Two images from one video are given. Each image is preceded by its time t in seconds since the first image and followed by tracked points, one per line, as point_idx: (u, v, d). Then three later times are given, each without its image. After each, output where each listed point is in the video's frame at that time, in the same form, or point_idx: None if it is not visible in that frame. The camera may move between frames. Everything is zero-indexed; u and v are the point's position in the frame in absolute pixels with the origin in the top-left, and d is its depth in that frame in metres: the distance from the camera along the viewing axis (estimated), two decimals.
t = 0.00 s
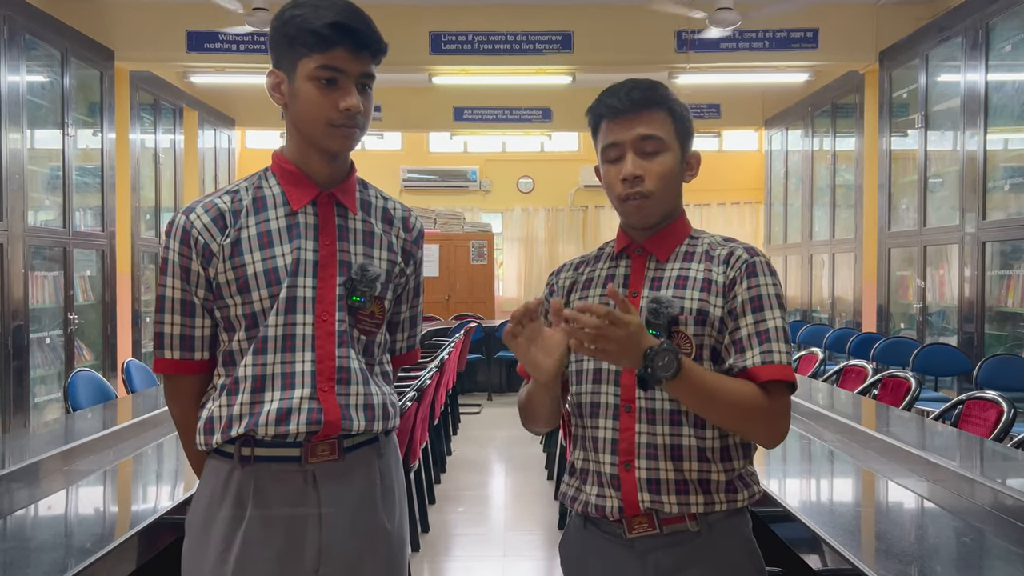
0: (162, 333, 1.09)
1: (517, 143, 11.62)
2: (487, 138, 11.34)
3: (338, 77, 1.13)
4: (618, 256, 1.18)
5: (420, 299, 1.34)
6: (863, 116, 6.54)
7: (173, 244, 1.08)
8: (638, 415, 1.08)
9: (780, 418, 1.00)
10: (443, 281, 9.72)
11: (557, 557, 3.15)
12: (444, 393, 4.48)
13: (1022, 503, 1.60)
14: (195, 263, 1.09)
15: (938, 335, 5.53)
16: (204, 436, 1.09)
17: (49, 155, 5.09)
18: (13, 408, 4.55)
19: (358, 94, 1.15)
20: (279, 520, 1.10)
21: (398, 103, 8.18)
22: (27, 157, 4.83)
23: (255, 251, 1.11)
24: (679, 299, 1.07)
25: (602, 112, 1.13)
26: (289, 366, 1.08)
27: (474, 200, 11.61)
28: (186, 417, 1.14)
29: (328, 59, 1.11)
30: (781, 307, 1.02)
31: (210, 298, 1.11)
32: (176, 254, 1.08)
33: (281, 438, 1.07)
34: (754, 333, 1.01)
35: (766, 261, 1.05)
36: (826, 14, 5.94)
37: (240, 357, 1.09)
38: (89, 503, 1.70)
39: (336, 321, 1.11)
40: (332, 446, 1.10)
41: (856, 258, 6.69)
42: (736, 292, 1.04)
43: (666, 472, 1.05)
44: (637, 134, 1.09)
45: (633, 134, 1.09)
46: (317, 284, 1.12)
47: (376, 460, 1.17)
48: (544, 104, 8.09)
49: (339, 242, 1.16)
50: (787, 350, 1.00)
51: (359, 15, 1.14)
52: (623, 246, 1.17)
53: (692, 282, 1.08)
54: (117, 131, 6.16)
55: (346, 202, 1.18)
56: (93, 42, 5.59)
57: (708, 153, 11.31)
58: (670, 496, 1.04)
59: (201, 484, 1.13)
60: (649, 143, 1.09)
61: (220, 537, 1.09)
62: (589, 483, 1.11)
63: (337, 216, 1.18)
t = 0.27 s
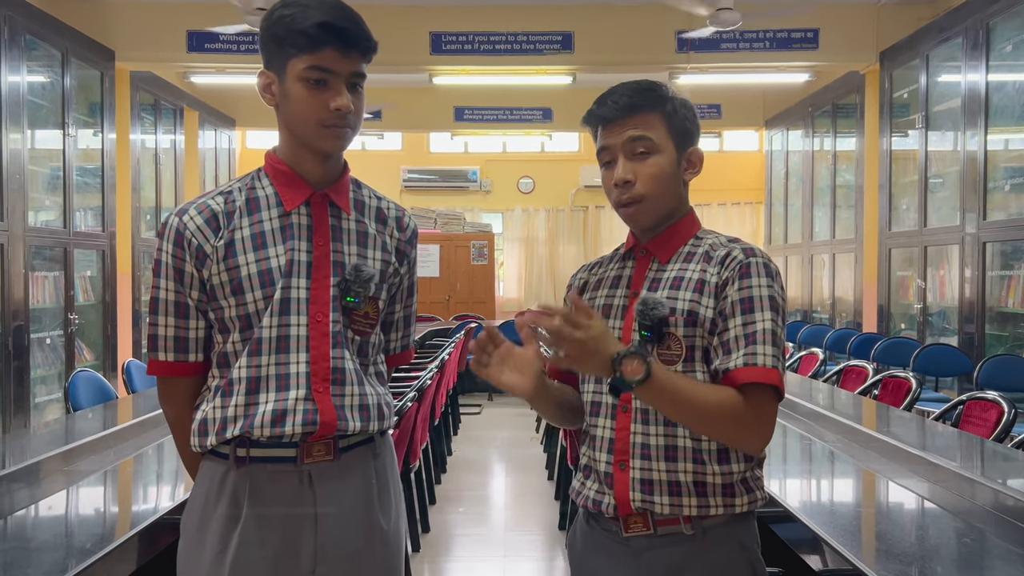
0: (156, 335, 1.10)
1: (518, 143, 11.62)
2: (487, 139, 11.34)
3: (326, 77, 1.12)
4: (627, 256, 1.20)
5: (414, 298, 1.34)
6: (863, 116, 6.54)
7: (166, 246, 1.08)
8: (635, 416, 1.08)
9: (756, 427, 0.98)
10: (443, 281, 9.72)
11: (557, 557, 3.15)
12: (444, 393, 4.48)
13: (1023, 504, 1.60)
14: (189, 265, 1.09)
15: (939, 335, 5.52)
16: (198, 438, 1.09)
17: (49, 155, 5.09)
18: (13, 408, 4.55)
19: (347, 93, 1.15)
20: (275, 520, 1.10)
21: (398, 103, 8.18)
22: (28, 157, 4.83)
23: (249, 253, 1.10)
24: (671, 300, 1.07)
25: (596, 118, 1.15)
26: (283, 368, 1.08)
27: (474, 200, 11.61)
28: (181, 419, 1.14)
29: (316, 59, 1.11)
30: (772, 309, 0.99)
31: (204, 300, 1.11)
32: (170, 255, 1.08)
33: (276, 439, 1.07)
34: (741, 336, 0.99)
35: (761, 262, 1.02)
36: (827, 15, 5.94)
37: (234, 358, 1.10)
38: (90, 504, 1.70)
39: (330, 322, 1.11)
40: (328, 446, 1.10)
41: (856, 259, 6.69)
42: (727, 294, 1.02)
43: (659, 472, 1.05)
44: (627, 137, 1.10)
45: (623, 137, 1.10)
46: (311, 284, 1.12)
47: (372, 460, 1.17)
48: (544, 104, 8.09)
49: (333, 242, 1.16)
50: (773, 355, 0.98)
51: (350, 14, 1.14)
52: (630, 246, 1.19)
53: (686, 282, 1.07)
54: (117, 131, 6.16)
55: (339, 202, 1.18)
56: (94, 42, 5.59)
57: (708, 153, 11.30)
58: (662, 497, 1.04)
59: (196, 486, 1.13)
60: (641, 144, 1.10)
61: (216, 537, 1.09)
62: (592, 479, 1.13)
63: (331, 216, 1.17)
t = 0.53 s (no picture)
0: (154, 337, 1.09)
1: (518, 144, 11.62)
2: (487, 139, 11.34)
3: (321, 78, 1.13)
4: (625, 256, 1.21)
5: (412, 298, 1.34)
6: (863, 117, 6.55)
7: (163, 247, 1.08)
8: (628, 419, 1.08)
9: (773, 434, 0.97)
10: (443, 282, 9.72)
11: (557, 558, 3.15)
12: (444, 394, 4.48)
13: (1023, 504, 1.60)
14: (186, 266, 1.08)
15: (939, 336, 5.52)
16: (197, 439, 1.09)
17: (50, 155, 5.09)
18: (13, 408, 4.55)
19: (341, 94, 1.15)
20: (274, 521, 1.09)
21: (399, 103, 8.18)
22: (28, 157, 4.83)
23: (247, 254, 1.11)
24: (663, 301, 1.07)
25: (606, 110, 1.16)
26: (282, 368, 1.08)
27: (474, 201, 11.61)
28: (179, 420, 1.14)
29: (310, 60, 1.11)
30: (767, 314, 0.99)
31: (202, 301, 1.11)
32: (166, 257, 1.08)
33: (276, 440, 1.07)
34: (741, 341, 0.98)
35: (754, 265, 1.02)
36: (827, 15, 5.94)
37: (232, 359, 1.10)
38: (90, 504, 1.70)
39: (328, 322, 1.11)
40: (326, 446, 1.10)
41: (856, 259, 6.70)
42: (721, 298, 1.01)
43: (649, 473, 1.05)
44: (633, 127, 1.11)
45: (628, 125, 1.12)
46: (309, 285, 1.12)
47: (370, 460, 1.17)
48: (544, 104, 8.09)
49: (330, 242, 1.16)
50: (777, 359, 0.98)
51: (344, 15, 1.14)
52: (629, 245, 1.19)
53: (679, 284, 1.07)
54: (118, 131, 6.17)
55: (336, 202, 1.18)
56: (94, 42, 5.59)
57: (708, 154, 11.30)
58: (652, 499, 1.04)
59: (195, 486, 1.13)
60: (645, 134, 1.11)
61: (214, 537, 1.09)
62: (587, 480, 1.15)
63: (328, 217, 1.17)
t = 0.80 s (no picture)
0: (154, 337, 1.10)
1: (517, 144, 11.62)
2: (487, 139, 11.34)
3: (319, 79, 1.13)
4: (627, 256, 1.20)
5: (413, 298, 1.35)
6: (863, 117, 6.55)
7: (163, 248, 1.08)
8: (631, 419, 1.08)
9: (776, 432, 0.98)
10: (443, 282, 9.72)
11: (557, 558, 3.15)
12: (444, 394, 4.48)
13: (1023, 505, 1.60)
14: (186, 266, 1.09)
15: (939, 336, 5.53)
16: (197, 439, 1.09)
17: (50, 156, 5.09)
18: (13, 409, 4.55)
19: (340, 94, 1.15)
20: (274, 520, 1.09)
21: (399, 104, 8.18)
22: (28, 157, 4.83)
23: (247, 254, 1.11)
24: (668, 302, 1.07)
25: (616, 108, 1.16)
26: (281, 369, 1.08)
27: (474, 201, 11.61)
28: (180, 420, 1.14)
29: (308, 61, 1.12)
30: (775, 316, 1.00)
31: (202, 301, 1.11)
32: (167, 257, 1.08)
33: (276, 440, 1.07)
34: (748, 343, 0.99)
35: (760, 267, 1.02)
36: (827, 15, 5.93)
37: (233, 360, 1.10)
38: (90, 505, 1.70)
39: (328, 323, 1.11)
40: (326, 446, 1.10)
41: (856, 260, 6.70)
42: (728, 300, 1.02)
43: (652, 473, 1.05)
44: (644, 126, 1.11)
45: (640, 123, 1.12)
46: (309, 285, 1.12)
47: (370, 460, 1.17)
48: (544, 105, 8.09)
49: (330, 243, 1.16)
50: (784, 362, 0.99)
51: (342, 15, 1.14)
52: (631, 244, 1.19)
53: (684, 284, 1.07)
54: (118, 132, 6.17)
55: (336, 203, 1.18)
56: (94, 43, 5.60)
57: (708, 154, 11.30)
58: (654, 499, 1.04)
59: (195, 485, 1.13)
60: (656, 133, 1.11)
61: (214, 537, 1.09)
62: (587, 480, 1.14)
63: (328, 217, 1.17)
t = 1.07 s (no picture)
0: (156, 337, 1.10)
1: (518, 144, 11.62)
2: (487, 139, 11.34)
3: (321, 79, 1.13)
4: (632, 255, 1.19)
5: (414, 299, 1.34)
6: (863, 117, 6.55)
7: (165, 248, 1.08)
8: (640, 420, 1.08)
9: (791, 434, 0.99)
10: (443, 282, 9.72)
11: (557, 559, 3.15)
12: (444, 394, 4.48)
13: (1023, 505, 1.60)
14: (188, 266, 1.09)
15: (939, 337, 5.53)
16: (198, 439, 1.09)
17: (50, 156, 5.10)
18: (13, 409, 4.55)
19: (341, 94, 1.15)
20: (275, 521, 1.09)
21: (399, 104, 8.18)
22: (28, 158, 4.83)
23: (248, 254, 1.11)
24: (683, 303, 1.07)
25: (632, 107, 1.15)
26: (282, 369, 1.08)
27: (474, 202, 11.61)
28: (182, 420, 1.14)
29: (310, 60, 1.12)
30: (790, 320, 1.01)
31: (204, 301, 1.11)
32: (169, 257, 1.08)
33: (276, 440, 1.07)
34: (765, 345, 1.00)
35: (776, 271, 1.03)
36: (827, 16, 5.93)
37: (234, 360, 1.10)
38: (90, 505, 1.70)
39: (329, 323, 1.11)
40: (327, 447, 1.10)
41: (856, 260, 6.70)
42: (745, 302, 1.02)
43: (664, 474, 1.05)
44: (665, 125, 1.11)
45: (662, 123, 1.11)
46: (310, 285, 1.12)
47: (371, 460, 1.17)
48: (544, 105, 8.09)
49: (332, 243, 1.16)
50: (800, 365, 0.99)
51: (344, 15, 1.14)
52: (637, 244, 1.18)
53: (698, 286, 1.07)
54: (118, 132, 6.17)
55: (338, 203, 1.18)
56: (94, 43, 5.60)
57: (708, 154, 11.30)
58: (666, 501, 1.04)
59: (196, 486, 1.13)
60: (678, 134, 1.11)
61: (215, 537, 1.09)
62: (592, 482, 1.13)
63: (329, 218, 1.17)
